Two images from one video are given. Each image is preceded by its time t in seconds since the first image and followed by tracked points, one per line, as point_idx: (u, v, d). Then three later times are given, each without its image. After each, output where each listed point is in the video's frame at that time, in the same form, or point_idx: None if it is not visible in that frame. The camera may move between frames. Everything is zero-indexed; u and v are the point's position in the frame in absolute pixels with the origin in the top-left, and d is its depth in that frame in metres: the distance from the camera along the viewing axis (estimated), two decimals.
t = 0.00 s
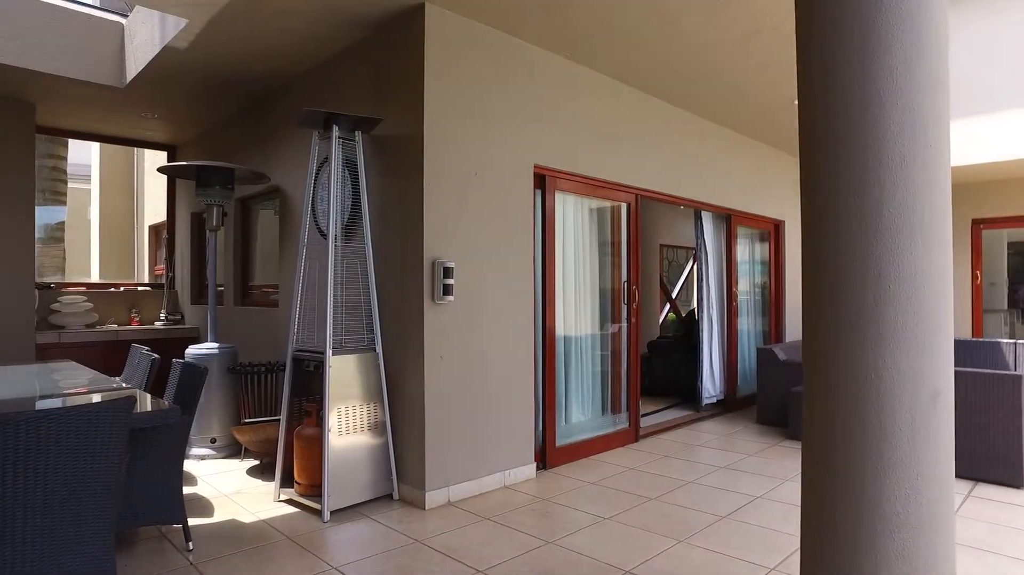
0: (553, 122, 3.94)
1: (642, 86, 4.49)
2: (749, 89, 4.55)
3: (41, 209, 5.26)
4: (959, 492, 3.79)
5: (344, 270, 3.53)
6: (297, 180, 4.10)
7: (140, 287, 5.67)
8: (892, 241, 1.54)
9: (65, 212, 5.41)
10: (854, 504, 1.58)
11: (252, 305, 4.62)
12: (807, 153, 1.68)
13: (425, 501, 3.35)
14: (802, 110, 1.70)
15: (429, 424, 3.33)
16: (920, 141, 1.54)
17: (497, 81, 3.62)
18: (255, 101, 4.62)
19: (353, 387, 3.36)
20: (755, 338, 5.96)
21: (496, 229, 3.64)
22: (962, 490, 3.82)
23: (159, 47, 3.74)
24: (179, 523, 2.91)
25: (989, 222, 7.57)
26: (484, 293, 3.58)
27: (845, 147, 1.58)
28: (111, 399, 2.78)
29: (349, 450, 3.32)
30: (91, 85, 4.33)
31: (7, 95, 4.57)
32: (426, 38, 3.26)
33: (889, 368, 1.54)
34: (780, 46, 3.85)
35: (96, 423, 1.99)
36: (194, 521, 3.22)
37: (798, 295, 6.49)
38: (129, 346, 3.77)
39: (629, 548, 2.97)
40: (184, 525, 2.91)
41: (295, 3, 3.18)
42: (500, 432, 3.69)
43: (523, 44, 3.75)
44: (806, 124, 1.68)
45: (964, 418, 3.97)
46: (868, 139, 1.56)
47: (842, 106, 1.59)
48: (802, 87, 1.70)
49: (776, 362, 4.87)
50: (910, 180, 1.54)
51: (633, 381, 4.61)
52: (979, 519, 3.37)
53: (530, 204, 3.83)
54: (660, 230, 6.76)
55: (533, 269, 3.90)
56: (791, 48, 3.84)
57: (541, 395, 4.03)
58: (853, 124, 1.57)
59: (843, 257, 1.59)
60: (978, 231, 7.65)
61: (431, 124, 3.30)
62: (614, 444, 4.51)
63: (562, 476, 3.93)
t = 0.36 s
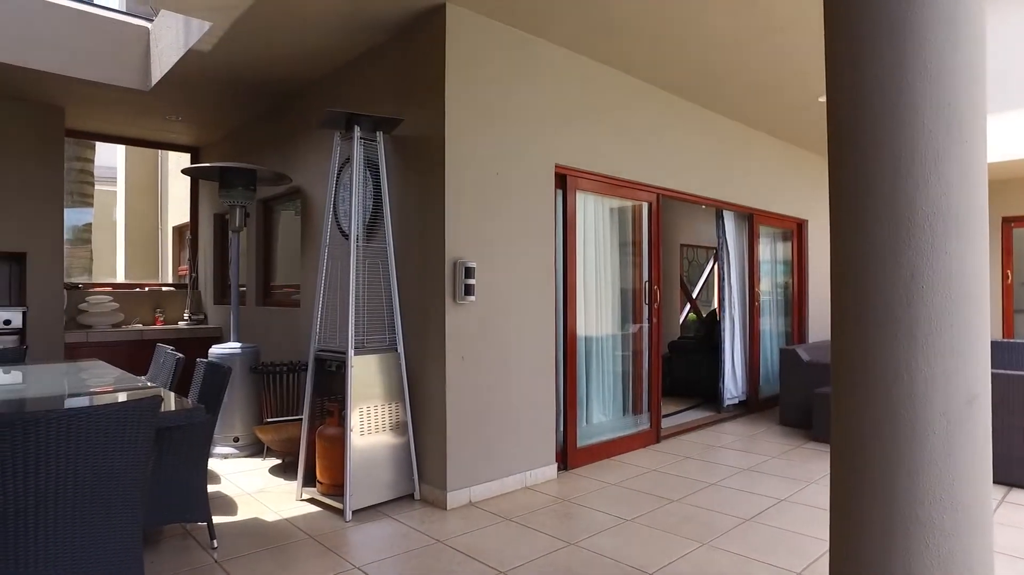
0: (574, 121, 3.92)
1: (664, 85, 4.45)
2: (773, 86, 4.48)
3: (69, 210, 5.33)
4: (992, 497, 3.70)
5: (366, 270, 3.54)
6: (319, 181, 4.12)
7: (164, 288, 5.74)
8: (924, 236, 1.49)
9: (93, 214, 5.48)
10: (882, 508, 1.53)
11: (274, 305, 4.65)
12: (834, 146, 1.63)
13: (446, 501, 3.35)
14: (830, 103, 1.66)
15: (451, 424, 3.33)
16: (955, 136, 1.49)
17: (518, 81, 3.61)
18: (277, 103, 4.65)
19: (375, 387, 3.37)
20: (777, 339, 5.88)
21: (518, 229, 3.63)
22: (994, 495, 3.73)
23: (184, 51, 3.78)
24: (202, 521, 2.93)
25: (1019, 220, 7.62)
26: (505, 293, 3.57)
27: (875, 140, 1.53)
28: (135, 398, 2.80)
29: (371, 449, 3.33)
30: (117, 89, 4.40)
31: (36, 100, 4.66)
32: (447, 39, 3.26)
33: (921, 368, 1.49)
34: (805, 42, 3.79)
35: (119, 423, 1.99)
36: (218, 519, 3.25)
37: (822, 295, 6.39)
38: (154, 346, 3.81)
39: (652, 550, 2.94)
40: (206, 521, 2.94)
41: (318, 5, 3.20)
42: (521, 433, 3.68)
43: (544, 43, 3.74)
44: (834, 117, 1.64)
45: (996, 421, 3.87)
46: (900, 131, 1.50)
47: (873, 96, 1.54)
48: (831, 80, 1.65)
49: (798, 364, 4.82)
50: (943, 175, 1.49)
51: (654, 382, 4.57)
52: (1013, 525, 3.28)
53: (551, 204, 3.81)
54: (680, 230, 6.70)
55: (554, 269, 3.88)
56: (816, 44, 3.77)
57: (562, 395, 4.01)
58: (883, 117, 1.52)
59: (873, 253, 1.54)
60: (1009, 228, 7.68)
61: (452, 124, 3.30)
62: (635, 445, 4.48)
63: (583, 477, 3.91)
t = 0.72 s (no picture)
0: (597, 121, 3.90)
1: (687, 83, 4.41)
2: (798, 83, 4.42)
3: (98, 212, 5.43)
4: None
5: (390, 271, 3.55)
6: (342, 182, 4.14)
7: (189, 288, 5.82)
8: (967, 231, 1.24)
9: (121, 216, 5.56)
10: (914, 552, 1.31)
11: (297, 306, 4.68)
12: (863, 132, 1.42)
13: (470, 502, 3.35)
14: (862, 76, 1.44)
15: (474, 426, 3.33)
16: (1010, 110, 1.23)
17: (541, 81, 3.60)
18: (300, 105, 4.68)
19: (399, 388, 3.37)
20: (801, 339, 5.80)
21: (541, 230, 3.62)
22: None
23: (209, 55, 3.83)
24: (230, 520, 2.96)
25: None
26: (528, 294, 3.56)
27: (906, 121, 1.31)
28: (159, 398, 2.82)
29: (395, 450, 3.34)
30: (144, 92, 4.46)
31: (66, 104, 4.75)
32: (470, 40, 3.26)
33: (965, 385, 1.25)
34: (831, 38, 3.72)
35: (145, 423, 2.00)
36: (244, 518, 3.28)
37: (847, 296, 6.30)
38: (181, 346, 3.86)
39: (677, 554, 2.91)
40: (234, 521, 2.97)
41: (342, 6, 3.21)
42: (544, 434, 3.67)
43: (567, 43, 3.72)
44: (866, 97, 1.42)
45: None
46: (938, 108, 1.27)
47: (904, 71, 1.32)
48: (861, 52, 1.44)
49: (824, 364, 4.76)
50: (995, 158, 1.23)
51: (677, 383, 4.53)
52: None
53: (574, 205, 3.80)
54: (702, 229, 6.64)
55: (577, 269, 3.86)
56: (842, 40, 3.71)
57: (585, 396, 3.99)
58: (921, 88, 1.29)
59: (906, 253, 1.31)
60: None
61: (475, 125, 3.29)
62: (658, 447, 4.44)
63: (607, 479, 3.89)
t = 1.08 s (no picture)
0: (623, 121, 3.87)
1: (714, 82, 4.36)
2: (827, 81, 4.34)
3: (127, 214, 5.53)
4: None
5: (416, 273, 3.56)
6: (367, 184, 4.15)
7: (216, 289, 5.89)
8: (1012, 234, 1.09)
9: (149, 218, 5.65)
10: None
11: (322, 307, 4.71)
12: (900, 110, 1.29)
13: (496, 504, 3.34)
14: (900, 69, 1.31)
15: (500, 428, 3.31)
16: None
17: (567, 81, 3.57)
18: (325, 107, 4.71)
19: (425, 389, 3.37)
20: (829, 341, 5.71)
21: (567, 231, 3.60)
22: None
23: (236, 59, 3.86)
24: (259, 520, 2.98)
25: None
26: (554, 296, 3.54)
27: (943, 112, 1.17)
28: (186, 399, 2.84)
29: (421, 451, 3.34)
30: (172, 96, 4.52)
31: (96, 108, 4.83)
32: (495, 41, 3.24)
33: (1008, 409, 1.09)
34: (862, 35, 3.65)
35: (179, 423, 2.02)
36: (273, 517, 3.32)
37: (876, 296, 6.19)
38: (209, 346, 3.90)
39: (705, 558, 2.87)
40: (262, 521, 2.99)
41: (368, 8, 3.22)
42: (570, 436, 3.65)
43: (593, 43, 3.69)
44: (902, 74, 1.30)
45: None
46: (982, 85, 1.12)
47: (941, 42, 1.18)
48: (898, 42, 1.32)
49: (854, 368, 4.69)
50: None
51: (704, 385, 4.49)
52: None
53: (600, 205, 3.77)
54: (727, 229, 6.57)
55: (603, 270, 3.83)
56: (873, 36, 3.64)
57: (611, 398, 3.96)
58: (959, 76, 1.15)
59: (945, 242, 1.17)
60: None
61: (501, 127, 3.28)
62: (684, 449, 4.40)
63: (633, 481, 3.86)
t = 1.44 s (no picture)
0: (649, 120, 3.83)
1: (741, 80, 4.30)
2: (857, 78, 4.26)
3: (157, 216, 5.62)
4: None
5: (443, 274, 3.56)
6: (393, 185, 4.17)
7: (243, 290, 5.96)
8: None
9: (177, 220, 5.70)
10: None
11: (348, 307, 4.74)
12: (943, 115, 1.27)
13: (523, 505, 3.33)
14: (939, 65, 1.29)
15: (527, 429, 3.31)
16: None
17: (593, 81, 3.55)
18: (350, 109, 4.74)
19: (452, 390, 3.37)
20: (858, 341, 5.61)
21: (594, 232, 3.58)
22: None
23: (264, 62, 3.90)
24: (288, 519, 3.00)
25: None
26: (581, 296, 3.52)
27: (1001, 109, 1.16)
28: (213, 399, 2.84)
29: (448, 451, 3.34)
30: (200, 100, 4.58)
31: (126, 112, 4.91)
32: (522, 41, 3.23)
33: None
34: (894, 31, 3.58)
35: (212, 422, 2.04)
36: (301, 517, 3.34)
37: (906, 296, 6.07)
38: (238, 347, 3.94)
39: (737, 562, 2.84)
40: (292, 521, 3.01)
41: (395, 10, 3.22)
42: (597, 437, 3.63)
43: (619, 42, 3.66)
44: (944, 78, 1.27)
45: None
46: None
47: (991, 49, 1.17)
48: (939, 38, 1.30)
49: (884, 369, 4.62)
50: None
51: (731, 387, 4.44)
52: None
53: (627, 206, 3.74)
54: (752, 229, 6.49)
55: (630, 270, 3.81)
56: (906, 31, 3.56)
57: (638, 400, 3.94)
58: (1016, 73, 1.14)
59: (1000, 250, 1.16)
60: None
61: (528, 127, 3.27)
62: (711, 451, 4.36)
63: (660, 483, 3.83)
